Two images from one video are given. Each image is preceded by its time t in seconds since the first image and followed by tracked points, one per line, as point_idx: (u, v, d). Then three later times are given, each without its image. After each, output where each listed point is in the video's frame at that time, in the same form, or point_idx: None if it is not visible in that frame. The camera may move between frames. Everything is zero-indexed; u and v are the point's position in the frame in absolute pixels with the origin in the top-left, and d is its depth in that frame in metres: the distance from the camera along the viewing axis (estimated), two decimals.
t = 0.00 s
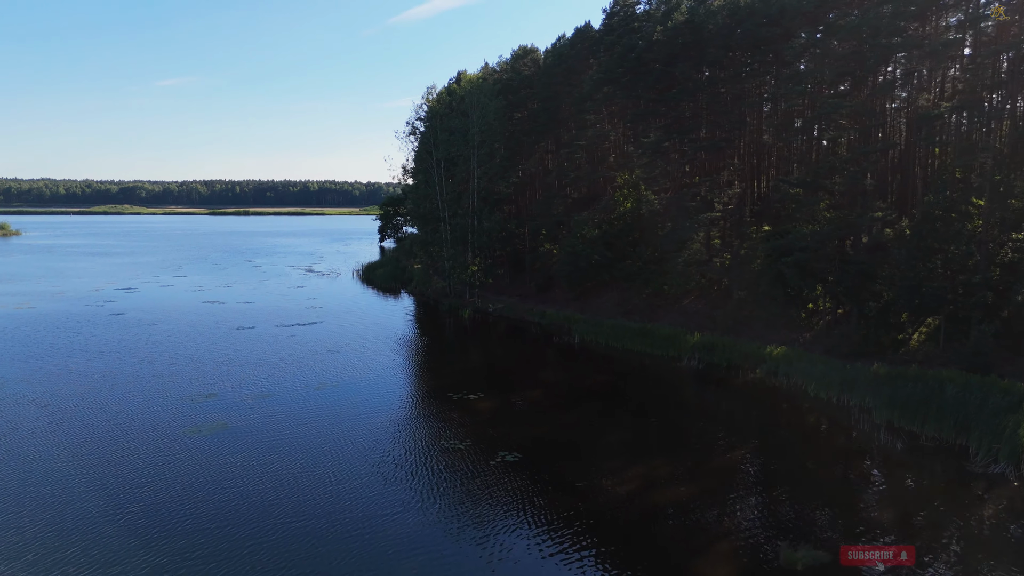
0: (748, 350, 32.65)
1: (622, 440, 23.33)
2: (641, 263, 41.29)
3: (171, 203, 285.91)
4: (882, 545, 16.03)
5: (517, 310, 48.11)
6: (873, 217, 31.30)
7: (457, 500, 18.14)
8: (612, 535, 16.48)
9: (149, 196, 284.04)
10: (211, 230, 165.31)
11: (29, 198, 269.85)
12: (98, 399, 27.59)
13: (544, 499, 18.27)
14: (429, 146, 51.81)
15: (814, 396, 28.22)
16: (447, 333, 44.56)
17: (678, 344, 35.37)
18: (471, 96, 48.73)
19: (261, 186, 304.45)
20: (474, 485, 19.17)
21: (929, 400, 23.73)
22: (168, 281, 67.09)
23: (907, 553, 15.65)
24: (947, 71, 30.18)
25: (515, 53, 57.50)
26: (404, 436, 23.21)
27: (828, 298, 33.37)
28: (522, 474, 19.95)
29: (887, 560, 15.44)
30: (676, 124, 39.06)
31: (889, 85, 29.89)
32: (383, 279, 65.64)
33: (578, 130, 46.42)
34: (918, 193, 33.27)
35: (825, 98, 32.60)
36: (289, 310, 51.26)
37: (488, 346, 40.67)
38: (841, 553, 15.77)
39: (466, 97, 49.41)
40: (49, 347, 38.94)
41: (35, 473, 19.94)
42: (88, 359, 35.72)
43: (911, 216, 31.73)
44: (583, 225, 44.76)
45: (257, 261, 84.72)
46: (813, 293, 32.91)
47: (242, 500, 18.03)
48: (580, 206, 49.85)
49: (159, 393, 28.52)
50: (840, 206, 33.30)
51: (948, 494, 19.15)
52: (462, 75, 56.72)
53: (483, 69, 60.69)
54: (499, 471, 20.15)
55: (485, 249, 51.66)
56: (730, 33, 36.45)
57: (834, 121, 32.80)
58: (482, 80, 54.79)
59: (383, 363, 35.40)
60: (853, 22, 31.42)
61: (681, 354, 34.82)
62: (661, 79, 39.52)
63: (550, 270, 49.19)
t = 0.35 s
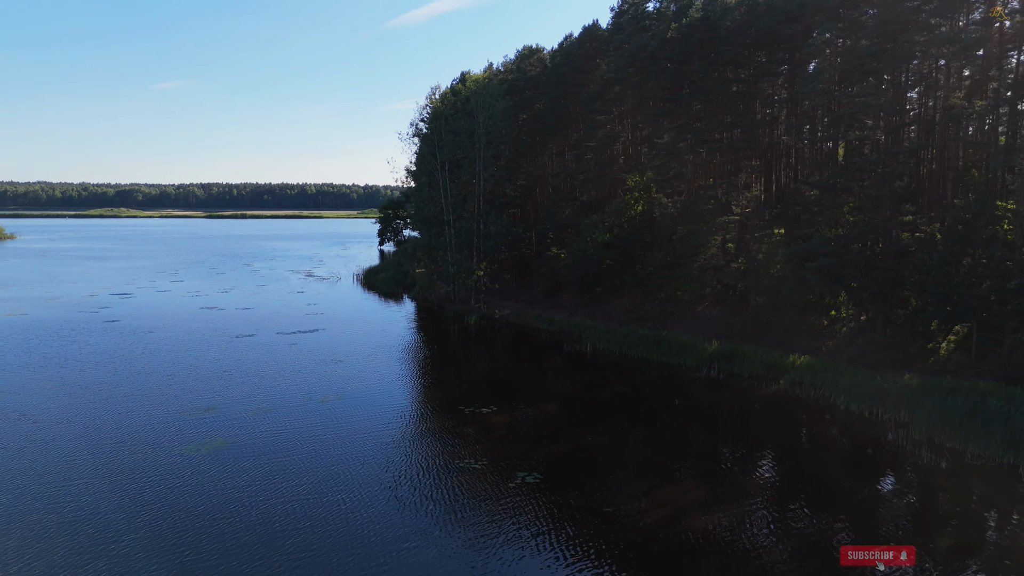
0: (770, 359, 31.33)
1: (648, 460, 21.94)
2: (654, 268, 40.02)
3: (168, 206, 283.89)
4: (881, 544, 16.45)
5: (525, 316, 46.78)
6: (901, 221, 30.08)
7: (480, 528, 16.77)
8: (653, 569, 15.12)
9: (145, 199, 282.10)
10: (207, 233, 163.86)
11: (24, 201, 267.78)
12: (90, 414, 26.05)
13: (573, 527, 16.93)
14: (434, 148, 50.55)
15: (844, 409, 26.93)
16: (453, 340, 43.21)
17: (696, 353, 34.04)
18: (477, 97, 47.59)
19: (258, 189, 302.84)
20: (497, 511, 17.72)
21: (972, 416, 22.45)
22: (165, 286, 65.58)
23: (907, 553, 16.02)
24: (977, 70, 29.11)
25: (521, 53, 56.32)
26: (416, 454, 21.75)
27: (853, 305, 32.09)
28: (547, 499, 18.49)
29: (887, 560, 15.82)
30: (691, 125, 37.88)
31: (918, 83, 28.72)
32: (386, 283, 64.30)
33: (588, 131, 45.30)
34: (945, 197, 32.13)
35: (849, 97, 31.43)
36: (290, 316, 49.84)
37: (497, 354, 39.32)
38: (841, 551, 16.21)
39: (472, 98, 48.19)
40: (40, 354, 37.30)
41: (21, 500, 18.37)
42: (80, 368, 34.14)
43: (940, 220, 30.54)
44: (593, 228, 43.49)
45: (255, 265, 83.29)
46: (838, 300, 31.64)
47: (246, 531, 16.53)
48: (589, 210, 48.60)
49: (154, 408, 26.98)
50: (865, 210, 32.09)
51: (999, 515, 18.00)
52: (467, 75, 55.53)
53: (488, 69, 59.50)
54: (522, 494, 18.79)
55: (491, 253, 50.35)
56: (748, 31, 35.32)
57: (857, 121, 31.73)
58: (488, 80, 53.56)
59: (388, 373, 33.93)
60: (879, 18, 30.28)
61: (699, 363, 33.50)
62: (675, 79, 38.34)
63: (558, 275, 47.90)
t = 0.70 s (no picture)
0: (796, 370, 30.00)
1: (678, 482, 20.57)
2: (669, 274, 38.70)
3: (165, 209, 281.99)
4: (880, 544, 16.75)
5: (534, 323, 45.44)
6: (933, 225, 28.82)
7: (509, 560, 15.44)
8: None
9: (143, 203, 280.19)
10: (206, 236, 162.32)
11: (20, 204, 265.65)
12: (85, 431, 24.66)
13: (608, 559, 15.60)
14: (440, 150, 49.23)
15: (879, 423, 25.60)
16: (461, 348, 41.83)
17: (716, 362, 32.69)
18: (484, 97, 46.33)
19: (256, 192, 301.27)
20: (524, 541, 16.38)
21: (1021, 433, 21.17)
22: (163, 292, 64.06)
23: (906, 553, 16.34)
24: (1015, 67, 27.84)
25: (528, 53, 55.10)
26: (431, 474, 20.43)
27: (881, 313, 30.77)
28: (575, 527, 17.15)
29: (887, 560, 16.08)
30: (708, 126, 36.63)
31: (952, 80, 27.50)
32: (388, 288, 62.92)
33: (599, 132, 44.07)
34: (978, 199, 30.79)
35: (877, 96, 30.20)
36: (292, 323, 48.43)
37: (507, 363, 37.94)
38: (840, 551, 16.47)
39: (479, 98, 46.91)
40: (32, 364, 35.86)
41: (9, 531, 17.03)
42: (75, 378, 32.75)
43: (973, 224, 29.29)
44: (605, 233, 42.18)
45: (254, 270, 81.82)
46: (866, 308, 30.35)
47: (256, 564, 15.22)
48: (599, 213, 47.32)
49: (152, 424, 25.61)
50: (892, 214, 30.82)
51: None
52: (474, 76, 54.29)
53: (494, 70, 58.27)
54: (551, 520, 17.44)
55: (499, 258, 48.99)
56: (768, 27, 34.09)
57: (886, 121, 30.46)
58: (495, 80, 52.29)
59: (395, 383, 32.57)
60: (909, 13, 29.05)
61: (720, 373, 32.14)
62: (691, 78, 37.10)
63: (568, 280, 46.59)
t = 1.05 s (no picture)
0: (824, 381, 28.69)
1: (715, 505, 19.24)
2: (686, 280, 37.44)
3: (162, 212, 280.07)
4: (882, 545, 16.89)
5: (544, 330, 44.09)
6: (969, 230, 27.60)
7: None
8: None
9: (140, 206, 278.28)
10: (203, 240, 160.65)
11: (15, 208, 263.26)
12: (79, 449, 23.21)
13: None
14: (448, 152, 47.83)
15: (918, 440, 24.29)
16: (469, 357, 40.42)
17: (739, 373, 31.36)
18: (493, 98, 45.06)
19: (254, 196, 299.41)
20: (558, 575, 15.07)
21: None
22: (160, 298, 62.46)
23: (906, 553, 16.49)
24: None
25: (536, 53, 53.82)
26: (451, 498, 19.07)
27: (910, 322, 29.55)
28: (613, 559, 15.81)
29: (887, 560, 16.26)
30: (727, 126, 35.41)
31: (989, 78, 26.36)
32: (391, 294, 61.51)
33: (611, 134, 42.84)
34: (1012, 203, 29.64)
35: (908, 96, 29.00)
36: (294, 330, 46.97)
37: (518, 372, 36.54)
38: (840, 553, 16.58)
39: (488, 99, 45.57)
40: (24, 375, 34.32)
41: None
42: (70, 389, 31.30)
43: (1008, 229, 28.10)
44: (618, 237, 40.88)
45: (253, 275, 80.21)
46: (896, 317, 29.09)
47: None
48: (611, 218, 46.04)
49: (152, 441, 24.25)
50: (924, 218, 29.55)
51: None
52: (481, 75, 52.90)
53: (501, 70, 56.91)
54: (584, 551, 16.15)
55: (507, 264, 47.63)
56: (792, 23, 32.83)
57: (916, 121, 29.34)
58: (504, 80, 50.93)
59: (404, 395, 31.20)
60: (942, 9, 27.91)
61: (744, 384, 30.84)
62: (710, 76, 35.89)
63: (578, 286, 45.29)
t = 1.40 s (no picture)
0: (856, 393, 27.36)
1: (757, 532, 17.84)
2: (704, 286, 36.12)
3: (161, 216, 278.57)
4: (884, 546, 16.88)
5: (555, 338, 42.71)
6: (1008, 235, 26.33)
7: None
8: None
9: (138, 209, 276.82)
10: (202, 243, 159.29)
11: (12, 211, 261.56)
12: (71, 465, 21.71)
13: None
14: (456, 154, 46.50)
15: (962, 458, 22.95)
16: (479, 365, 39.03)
17: (764, 383, 30.01)
18: (502, 99, 43.78)
19: (252, 199, 297.97)
20: None
21: None
22: (158, 303, 60.96)
23: (907, 554, 16.53)
24: None
25: (545, 53, 52.52)
26: (473, 525, 17.67)
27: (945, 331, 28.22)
28: None
29: (887, 560, 16.31)
30: (748, 127, 34.19)
31: None
32: (395, 300, 60.12)
33: (624, 135, 41.61)
34: None
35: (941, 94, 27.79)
36: (296, 338, 45.53)
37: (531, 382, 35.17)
38: (840, 553, 16.67)
39: (497, 99, 44.25)
40: (13, 384, 32.73)
41: None
42: (65, 398, 29.85)
43: None
44: (633, 242, 39.59)
45: (253, 279, 78.78)
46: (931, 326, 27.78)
47: None
48: (623, 222, 44.75)
49: (151, 455, 22.81)
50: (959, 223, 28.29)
51: None
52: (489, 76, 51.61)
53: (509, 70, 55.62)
54: None
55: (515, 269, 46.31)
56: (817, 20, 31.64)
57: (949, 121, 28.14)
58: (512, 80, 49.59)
59: (415, 407, 29.76)
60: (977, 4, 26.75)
61: (770, 396, 29.47)
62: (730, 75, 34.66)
63: (590, 293, 43.96)
